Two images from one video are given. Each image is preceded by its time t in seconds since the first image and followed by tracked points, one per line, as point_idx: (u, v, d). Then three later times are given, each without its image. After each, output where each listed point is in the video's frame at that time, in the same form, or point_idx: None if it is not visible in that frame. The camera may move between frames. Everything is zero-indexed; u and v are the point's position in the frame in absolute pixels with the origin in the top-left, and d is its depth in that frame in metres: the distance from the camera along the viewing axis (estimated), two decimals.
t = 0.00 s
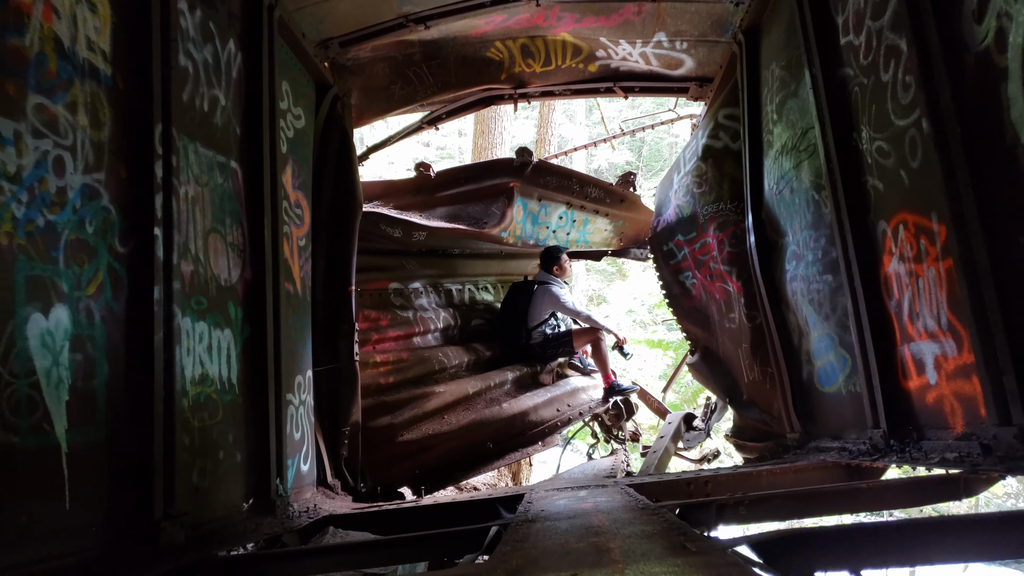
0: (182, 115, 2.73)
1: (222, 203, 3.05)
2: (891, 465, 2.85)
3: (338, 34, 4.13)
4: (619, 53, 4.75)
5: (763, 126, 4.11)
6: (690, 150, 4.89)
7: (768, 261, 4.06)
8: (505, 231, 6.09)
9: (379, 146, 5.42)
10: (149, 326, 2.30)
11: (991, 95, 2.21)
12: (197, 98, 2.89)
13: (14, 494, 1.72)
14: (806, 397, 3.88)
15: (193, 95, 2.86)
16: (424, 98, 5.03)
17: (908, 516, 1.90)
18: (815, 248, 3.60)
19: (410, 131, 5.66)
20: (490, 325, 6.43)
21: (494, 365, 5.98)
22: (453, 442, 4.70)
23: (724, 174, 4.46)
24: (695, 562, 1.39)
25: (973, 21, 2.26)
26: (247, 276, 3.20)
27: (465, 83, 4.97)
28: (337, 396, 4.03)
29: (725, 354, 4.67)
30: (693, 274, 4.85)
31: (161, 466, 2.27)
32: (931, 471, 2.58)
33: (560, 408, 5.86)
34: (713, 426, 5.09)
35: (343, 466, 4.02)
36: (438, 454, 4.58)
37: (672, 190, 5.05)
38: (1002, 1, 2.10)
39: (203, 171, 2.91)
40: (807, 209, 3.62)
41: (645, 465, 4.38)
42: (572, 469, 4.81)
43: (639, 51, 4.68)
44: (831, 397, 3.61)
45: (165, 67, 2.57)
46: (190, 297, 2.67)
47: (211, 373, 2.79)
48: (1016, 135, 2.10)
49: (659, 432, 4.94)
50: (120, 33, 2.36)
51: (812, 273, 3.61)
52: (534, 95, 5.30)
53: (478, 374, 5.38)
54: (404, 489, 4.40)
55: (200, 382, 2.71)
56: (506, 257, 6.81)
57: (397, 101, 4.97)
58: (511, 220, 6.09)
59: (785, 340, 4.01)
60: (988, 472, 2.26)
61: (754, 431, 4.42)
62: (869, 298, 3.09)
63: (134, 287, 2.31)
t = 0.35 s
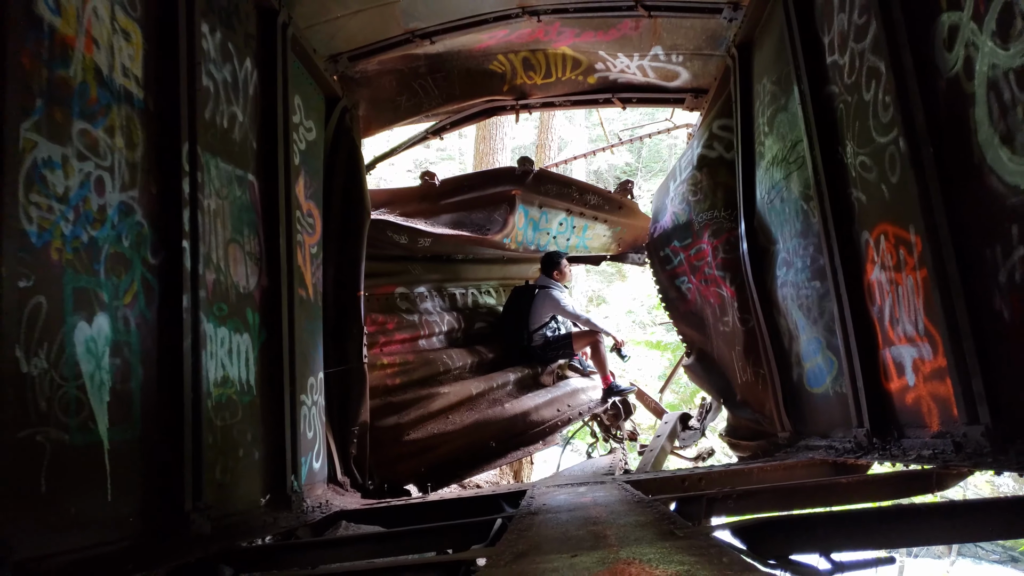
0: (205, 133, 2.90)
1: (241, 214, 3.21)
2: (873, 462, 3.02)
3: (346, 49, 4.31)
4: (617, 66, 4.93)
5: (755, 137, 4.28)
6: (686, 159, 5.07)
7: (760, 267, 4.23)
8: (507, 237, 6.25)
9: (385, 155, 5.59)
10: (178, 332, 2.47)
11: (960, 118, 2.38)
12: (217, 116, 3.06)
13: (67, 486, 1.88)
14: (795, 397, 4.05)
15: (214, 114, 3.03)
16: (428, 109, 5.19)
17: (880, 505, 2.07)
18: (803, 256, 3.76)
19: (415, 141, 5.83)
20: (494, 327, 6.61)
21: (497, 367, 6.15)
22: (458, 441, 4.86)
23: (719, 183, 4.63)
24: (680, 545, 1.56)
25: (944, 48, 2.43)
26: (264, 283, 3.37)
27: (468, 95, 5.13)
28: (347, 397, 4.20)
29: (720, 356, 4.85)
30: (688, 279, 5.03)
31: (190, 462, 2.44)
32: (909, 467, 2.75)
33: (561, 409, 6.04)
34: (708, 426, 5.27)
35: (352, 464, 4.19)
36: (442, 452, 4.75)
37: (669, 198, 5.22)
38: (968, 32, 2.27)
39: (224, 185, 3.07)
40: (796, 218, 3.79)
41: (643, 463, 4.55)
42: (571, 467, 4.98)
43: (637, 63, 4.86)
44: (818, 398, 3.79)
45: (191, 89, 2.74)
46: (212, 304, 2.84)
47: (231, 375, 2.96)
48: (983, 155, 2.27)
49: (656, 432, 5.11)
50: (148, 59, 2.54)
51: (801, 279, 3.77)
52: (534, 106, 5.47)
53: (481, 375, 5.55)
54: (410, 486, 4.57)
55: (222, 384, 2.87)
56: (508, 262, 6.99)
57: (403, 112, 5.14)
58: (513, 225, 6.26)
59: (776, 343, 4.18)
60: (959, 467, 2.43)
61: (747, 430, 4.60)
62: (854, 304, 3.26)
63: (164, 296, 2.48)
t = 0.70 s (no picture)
0: (229, 150, 3.07)
1: (261, 225, 3.38)
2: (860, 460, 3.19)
3: (357, 64, 4.48)
4: (617, 78, 5.11)
5: (750, 148, 4.45)
6: (684, 169, 5.25)
7: (754, 273, 4.40)
8: (510, 243, 6.42)
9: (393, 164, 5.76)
10: (207, 337, 2.65)
11: (938, 138, 2.55)
12: (239, 133, 3.23)
13: (116, 480, 2.06)
14: (789, 398, 4.21)
15: (237, 130, 3.20)
16: (435, 119, 5.36)
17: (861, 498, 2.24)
18: (795, 263, 3.93)
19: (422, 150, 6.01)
20: (500, 329, 6.86)
21: (501, 369, 6.32)
22: (463, 440, 5.03)
23: (716, 192, 4.80)
24: (674, 532, 1.73)
25: (923, 73, 2.60)
26: (282, 290, 3.54)
27: (473, 106, 5.30)
28: (357, 398, 4.35)
29: (717, 358, 5.02)
30: (686, 284, 5.21)
31: (219, 459, 2.61)
32: (892, 464, 2.92)
33: (563, 409, 6.21)
34: (704, 425, 5.44)
35: (363, 464, 4.35)
36: (449, 451, 4.91)
37: (667, 206, 5.40)
38: (945, 59, 2.44)
39: (246, 197, 3.24)
40: (788, 227, 3.96)
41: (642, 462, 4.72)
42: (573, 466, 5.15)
43: (636, 76, 5.04)
44: (810, 399, 3.96)
45: (217, 108, 2.91)
46: (236, 311, 3.01)
47: (253, 378, 3.13)
48: (958, 173, 2.44)
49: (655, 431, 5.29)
50: (178, 82, 2.71)
51: (794, 285, 3.94)
52: (537, 115, 5.64)
53: (486, 377, 5.72)
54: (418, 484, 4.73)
55: (245, 387, 3.04)
56: (511, 267, 7.17)
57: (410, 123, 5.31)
58: (516, 231, 6.44)
59: (770, 346, 4.35)
60: (938, 464, 2.60)
61: (743, 430, 4.77)
62: (843, 310, 3.43)
63: (193, 304, 2.65)
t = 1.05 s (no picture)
0: (246, 159, 3.22)
1: (275, 230, 3.53)
2: (848, 455, 3.34)
3: (365, 73, 4.63)
4: (616, 86, 5.27)
5: (744, 156, 4.59)
6: (681, 175, 5.41)
7: (749, 276, 4.55)
8: (512, 246, 6.57)
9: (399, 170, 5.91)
10: (227, 339, 2.80)
11: (919, 150, 2.70)
12: (255, 142, 3.38)
13: (149, 471, 2.21)
14: (781, 397, 4.37)
15: (253, 140, 3.35)
16: (439, 126, 5.51)
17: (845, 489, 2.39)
18: (787, 267, 4.08)
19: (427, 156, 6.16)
20: (501, 330, 6.99)
21: (503, 369, 6.48)
22: (467, 437, 5.18)
23: (712, 197, 4.95)
24: (667, 517, 1.88)
25: (904, 89, 2.75)
26: (294, 293, 3.69)
27: (477, 114, 5.45)
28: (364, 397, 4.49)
29: (713, 358, 5.18)
30: (684, 286, 5.37)
31: (240, 453, 2.76)
32: (878, 460, 3.07)
33: (563, 408, 6.37)
34: (701, 423, 5.60)
35: (370, 460, 4.49)
36: (452, 448, 5.06)
37: (665, 210, 5.56)
38: (924, 77, 2.60)
39: (261, 204, 3.39)
40: (780, 232, 4.11)
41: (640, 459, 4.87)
42: (574, 462, 5.31)
43: (635, 84, 5.19)
44: (801, 397, 4.10)
45: (236, 121, 3.06)
46: (253, 312, 3.16)
47: (268, 377, 3.28)
48: (937, 184, 2.59)
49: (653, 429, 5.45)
50: (199, 96, 2.86)
51: (786, 287, 4.09)
52: (539, 122, 5.79)
53: (489, 376, 5.87)
54: (422, 480, 4.88)
55: (261, 385, 3.19)
56: (513, 270, 7.32)
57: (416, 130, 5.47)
58: (518, 235, 6.59)
59: (764, 347, 4.50)
60: (919, 457, 2.75)
61: (738, 427, 4.93)
62: (832, 312, 3.58)
63: (214, 307, 2.80)
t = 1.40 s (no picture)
0: (258, 175, 3.37)
1: (285, 242, 3.68)
2: (834, 457, 3.49)
3: (370, 87, 4.78)
4: (613, 98, 5.42)
5: (737, 167, 4.74)
6: (676, 185, 5.56)
7: (742, 284, 4.70)
8: (512, 254, 6.72)
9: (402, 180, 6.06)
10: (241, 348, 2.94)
11: (898, 170, 2.85)
12: (266, 158, 3.53)
13: (172, 474, 2.36)
14: (772, 401, 4.52)
15: (264, 156, 3.50)
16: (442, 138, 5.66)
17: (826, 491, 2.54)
18: (778, 276, 4.22)
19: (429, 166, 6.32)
20: (500, 336, 7.13)
21: (503, 372, 6.63)
22: (468, 440, 5.33)
23: (706, 207, 5.10)
24: (655, 517, 2.03)
25: (884, 111, 2.90)
26: (303, 302, 3.84)
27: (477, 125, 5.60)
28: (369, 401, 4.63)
29: (707, 363, 5.33)
30: (679, 293, 5.53)
31: (253, 456, 2.91)
32: (861, 462, 3.21)
33: (562, 411, 6.53)
34: (696, 426, 5.77)
35: (375, 463, 4.63)
36: (453, 451, 5.21)
37: (661, 218, 5.72)
38: (901, 101, 2.75)
39: (272, 218, 3.54)
40: (771, 242, 4.26)
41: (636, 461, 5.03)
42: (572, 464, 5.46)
43: (631, 97, 5.35)
44: (792, 402, 4.25)
45: (249, 140, 3.21)
46: (265, 322, 3.31)
47: (279, 383, 3.42)
48: (915, 202, 2.74)
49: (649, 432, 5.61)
50: (215, 117, 3.01)
51: (777, 295, 4.24)
52: (538, 132, 5.94)
53: (490, 380, 6.03)
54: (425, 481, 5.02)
55: (272, 391, 3.33)
56: (513, 275, 7.48)
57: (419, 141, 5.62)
58: (518, 242, 6.75)
59: (756, 352, 4.64)
60: (899, 461, 2.89)
61: (731, 430, 5.08)
62: (820, 320, 3.72)
63: (229, 318, 2.95)
